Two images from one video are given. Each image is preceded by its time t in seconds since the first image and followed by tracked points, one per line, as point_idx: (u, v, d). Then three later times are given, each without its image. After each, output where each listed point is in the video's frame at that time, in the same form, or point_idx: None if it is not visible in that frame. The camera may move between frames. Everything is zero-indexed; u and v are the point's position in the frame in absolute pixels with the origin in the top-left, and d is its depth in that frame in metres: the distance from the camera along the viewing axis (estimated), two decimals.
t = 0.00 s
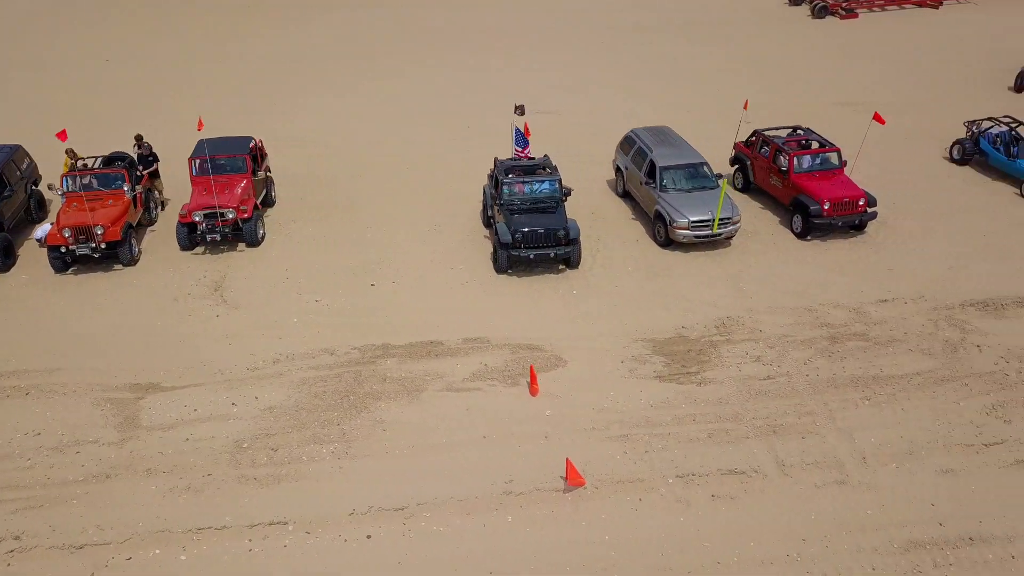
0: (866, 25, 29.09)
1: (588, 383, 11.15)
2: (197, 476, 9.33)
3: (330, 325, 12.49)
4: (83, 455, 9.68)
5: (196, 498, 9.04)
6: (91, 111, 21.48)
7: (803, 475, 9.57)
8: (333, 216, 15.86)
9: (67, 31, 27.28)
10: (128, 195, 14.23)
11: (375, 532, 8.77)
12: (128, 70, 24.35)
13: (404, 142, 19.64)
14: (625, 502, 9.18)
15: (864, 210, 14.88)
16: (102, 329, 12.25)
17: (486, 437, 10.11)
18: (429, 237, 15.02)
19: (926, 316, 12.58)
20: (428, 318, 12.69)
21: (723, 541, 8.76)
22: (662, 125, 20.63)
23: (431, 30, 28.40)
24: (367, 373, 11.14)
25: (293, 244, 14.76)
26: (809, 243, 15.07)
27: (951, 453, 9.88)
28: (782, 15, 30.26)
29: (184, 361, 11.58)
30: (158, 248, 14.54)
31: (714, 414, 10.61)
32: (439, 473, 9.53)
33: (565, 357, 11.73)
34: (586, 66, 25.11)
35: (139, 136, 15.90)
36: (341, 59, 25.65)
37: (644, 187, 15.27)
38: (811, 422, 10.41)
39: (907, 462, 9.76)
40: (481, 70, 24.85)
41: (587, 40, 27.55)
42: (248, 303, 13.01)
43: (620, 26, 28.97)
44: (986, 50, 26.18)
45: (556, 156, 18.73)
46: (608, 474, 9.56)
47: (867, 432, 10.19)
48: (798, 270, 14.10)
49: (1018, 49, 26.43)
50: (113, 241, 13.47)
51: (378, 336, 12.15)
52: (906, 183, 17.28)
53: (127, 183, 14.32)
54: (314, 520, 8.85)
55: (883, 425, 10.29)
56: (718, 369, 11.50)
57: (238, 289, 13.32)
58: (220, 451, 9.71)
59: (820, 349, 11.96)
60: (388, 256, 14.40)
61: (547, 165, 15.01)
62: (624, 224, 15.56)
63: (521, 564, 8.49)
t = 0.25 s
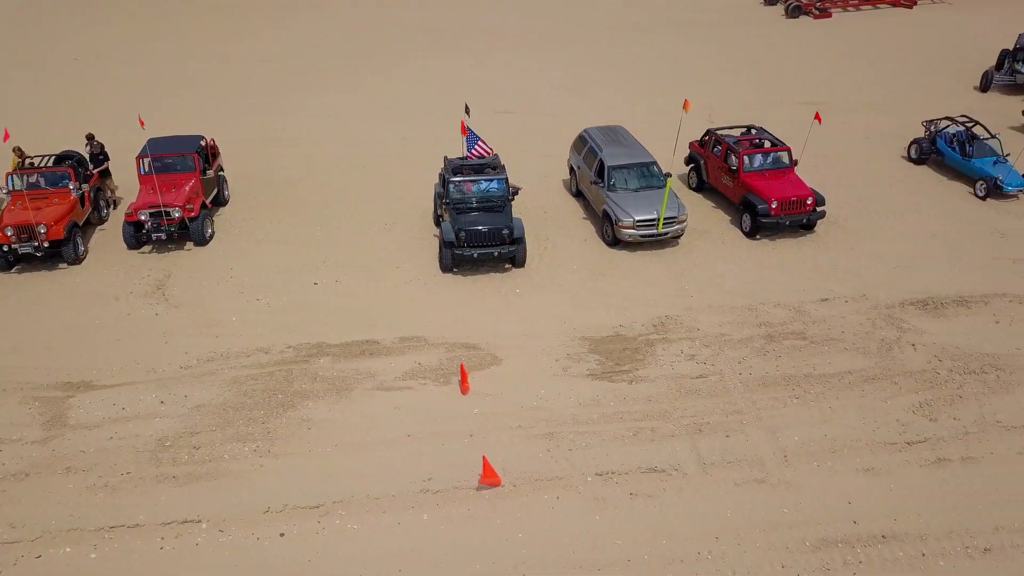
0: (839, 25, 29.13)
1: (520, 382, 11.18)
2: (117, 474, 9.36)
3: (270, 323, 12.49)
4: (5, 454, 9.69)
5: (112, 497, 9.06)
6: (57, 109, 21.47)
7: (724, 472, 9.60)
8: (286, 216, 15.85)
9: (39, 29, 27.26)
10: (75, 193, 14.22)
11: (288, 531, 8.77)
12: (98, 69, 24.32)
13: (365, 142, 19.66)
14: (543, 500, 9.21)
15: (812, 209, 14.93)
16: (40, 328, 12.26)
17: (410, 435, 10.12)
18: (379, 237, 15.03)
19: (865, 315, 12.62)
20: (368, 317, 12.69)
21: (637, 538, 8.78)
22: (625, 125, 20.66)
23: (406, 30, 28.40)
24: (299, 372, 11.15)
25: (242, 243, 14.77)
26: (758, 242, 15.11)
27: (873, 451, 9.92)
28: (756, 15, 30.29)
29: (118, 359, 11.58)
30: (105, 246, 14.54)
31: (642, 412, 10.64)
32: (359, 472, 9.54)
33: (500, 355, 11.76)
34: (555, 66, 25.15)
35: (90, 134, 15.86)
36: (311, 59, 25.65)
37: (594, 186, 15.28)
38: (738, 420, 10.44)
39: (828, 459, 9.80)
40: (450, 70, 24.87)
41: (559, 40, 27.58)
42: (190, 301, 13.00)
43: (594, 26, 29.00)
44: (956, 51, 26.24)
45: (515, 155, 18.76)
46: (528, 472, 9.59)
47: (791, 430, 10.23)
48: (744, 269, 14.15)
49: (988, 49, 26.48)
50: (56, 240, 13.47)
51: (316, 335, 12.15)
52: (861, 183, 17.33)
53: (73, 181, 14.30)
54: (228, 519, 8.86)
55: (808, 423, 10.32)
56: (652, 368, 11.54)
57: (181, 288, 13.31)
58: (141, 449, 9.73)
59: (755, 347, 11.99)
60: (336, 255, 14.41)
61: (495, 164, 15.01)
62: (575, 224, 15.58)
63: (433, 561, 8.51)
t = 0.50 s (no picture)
0: (813, 25, 29.15)
1: (455, 380, 11.20)
2: (41, 472, 9.38)
3: (212, 321, 12.49)
4: None
5: (34, 495, 9.08)
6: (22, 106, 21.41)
7: (648, 471, 9.63)
8: (240, 214, 15.84)
9: (14, 25, 27.20)
10: (23, 191, 14.19)
11: (206, 528, 8.79)
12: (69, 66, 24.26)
13: (328, 140, 19.64)
14: (465, 498, 9.24)
15: (763, 208, 14.96)
16: None
17: (339, 434, 10.15)
18: (331, 236, 15.05)
19: (807, 314, 12.66)
20: (312, 315, 12.70)
21: (554, 536, 8.81)
22: (589, 124, 20.66)
23: (381, 30, 28.38)
24: (234, 371, 11.17)
25: (192, 242, 14.77)
26: (709, 241, 15.14)
27: (799, 450, 9.95)
28: (731, 15, 30.32)
29: (56, 357, 11.58)
30: (55, 244, 14.53)
31: (573, 411, 10.68)
32: (284, 470, 9.55)
33: (439, 354, 11.78)
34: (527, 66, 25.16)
35: (42, 132, 15.82)
36: (282, 57, 25.62)
37: (547, 185, 15.31)
38: (668, 419, 10.48)
39: (753, 458, 9.83)
40: (421, 69, 24.86)
41: (533, 40, 27.61)
42: (134, 300, 13.00)
43: (569, 25, 29.00)
44: (927, 51, 26.27)
45: (476, 154, 18.76)
46: (453, 470, 9.62)
47: (720, 429, 10.27)
48: (692, 269, 14.19)
49: (960, 50, 26.52)
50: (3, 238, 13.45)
51: (257, 334, 12.16)
52: (819, 182, 17.35)
53: (22, 179, 14.26)
54: (147, 517, 8.87)
55: (737, 421, 10.36)
56: (589, 367, 11.58)
57: (126, 286, 13.31)
58: (68, 447, 9.74)
59: (695, 347, 12.03)
60: (286, 254, 14.40)
61: (445, 162, 15.03)
62: (528, 223, 15.61)
63: (347, 559, 8.51)
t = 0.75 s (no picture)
0: (790, 24, 29.14)
1: (395, 377, 11.21)
2: None
3: (158, 319, 12.48)
4: None
5: None
6: None
7: (578, 469, 9.65)
8: (197, 212, 15.81)
9: None
10: None
11: (130, 526, 8.78)
12: (40, 63, 24.20)
13: (292, 134, 19.55)
14: (392, 496, 9.25)
15: (718, 207, 14.99)
16: None
17: (272, 432, 10.15)
18: (286, 234, 15.04)
19: (753, 313, 12.69)
20: (258, 314, 12.70)
21: (478, 534, 8.82)
22: (556, 118, 20.58)
23: (357, 29, 28.36)
24: (174, 369, 11.16)
25: (146, 240, 14.76)
26: (664, 240, 15.17)
27: (731, 448, 9.97)
28: (709, 13, 30.31)
29: None
30: (8, 243, 14.52)
31: (510, 409, 10.69)
32: (214, 468, 9.55)
33: (382, 351, 11.78)
34: (499, 62, 25.10)
35: None
36: (255, 54, 25.56)
37: (503, 184, 15.33)
38: (604, 418, 10.51)
39: (685, 456, 9.86)
40: (393, 65, 24.78)
41: (508, 38, 27.57)
42: (82, 298, 12.98)
43: (547, 25, 29.00)
44: (902, 49, 26.25)
45: (440, 150, 18.72)
46: (384, 468, 9.63)
47: (654, 427, 10.30)
48: (645, 268, 14.22)
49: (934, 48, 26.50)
50: None
51: (201, 332, 12.15)
52: (780, 179, 17.34)
53: None
54: (71, 515, 8.87)
55: (672, 420, 10.39)
56: (531, 365, 11.60)
57: (75, 285, 13.30)
58: None
59: (638, 345, 12.05)
60: (239, 252, 14.40)
61: (401, 162, 15.06)
62: (485, 222, 15.62)
63: (268, 556, 8.50)
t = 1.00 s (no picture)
0: (768, 24, 29.16)
1: (340, 376, 11.24)
2: None
3: (108, 317, 12.47)
4: None
5: None
6: None
7: (514, 466, 9.68)
8: (158, 211, 15.83)
9: None
10: None
11: (60, 524, 8.79)
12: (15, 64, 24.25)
13: (261, 136, 19.59)
14: (326, 493, 9.26)
15: (676, 206, 15.04)
16: None
17: (213, 430, 10.17)
18: (245, 233, 15.05)
19: (704, 312, 12.73)
20: (210, 312, 12.70)
21: (408, 530, 8.83)
22: (526, 120, 20.62)
23: (336, 30, 28.39)
24: (119, 367, 11.18)
25: (104, 239, 14.76)
26: (623, 239, 15.19)
27: (669, 445, 10.00)
28: (688, 14, 30.35)
29: None
30: None
31: (453, 406, 10.71)
32: (150, 465, 9.57)
33: (329, 350, 11.81)
34: (475, 62, 25.12)
35: None
36: (231, 55, 25.59)
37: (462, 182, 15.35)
38: (545, 415, 10.55)
39: (622, 454, 9.89)
40: (368, 66, 24.80)
41: (485, 38, 27.60)
42: (35, 296, 12.99)
43: (526, 25, 29.03)
44: (878, 49, 26.25)
45: (407, 151, 18.75)
46: (320, 466, 9.64)
47: (594, 426, 10.33)
48: (601, 267, 14.25)
49: (911, 47, 26.49)
50: None
51: (150, 329, 12.16)
52: (744, 178, 17.36)
53: None
54: (3, 512, 8.88)
55: (613, 418, 10.43)
56: (477, 362, 11.62)
57: (29, 283, 13.30)
58: None
59: (587, 343, 12.08)
60: (197, 251, 14.41)
61: (358, 161, 15.10)
62: (445, 221, 15.64)
63: (196, 553, 8.52)
